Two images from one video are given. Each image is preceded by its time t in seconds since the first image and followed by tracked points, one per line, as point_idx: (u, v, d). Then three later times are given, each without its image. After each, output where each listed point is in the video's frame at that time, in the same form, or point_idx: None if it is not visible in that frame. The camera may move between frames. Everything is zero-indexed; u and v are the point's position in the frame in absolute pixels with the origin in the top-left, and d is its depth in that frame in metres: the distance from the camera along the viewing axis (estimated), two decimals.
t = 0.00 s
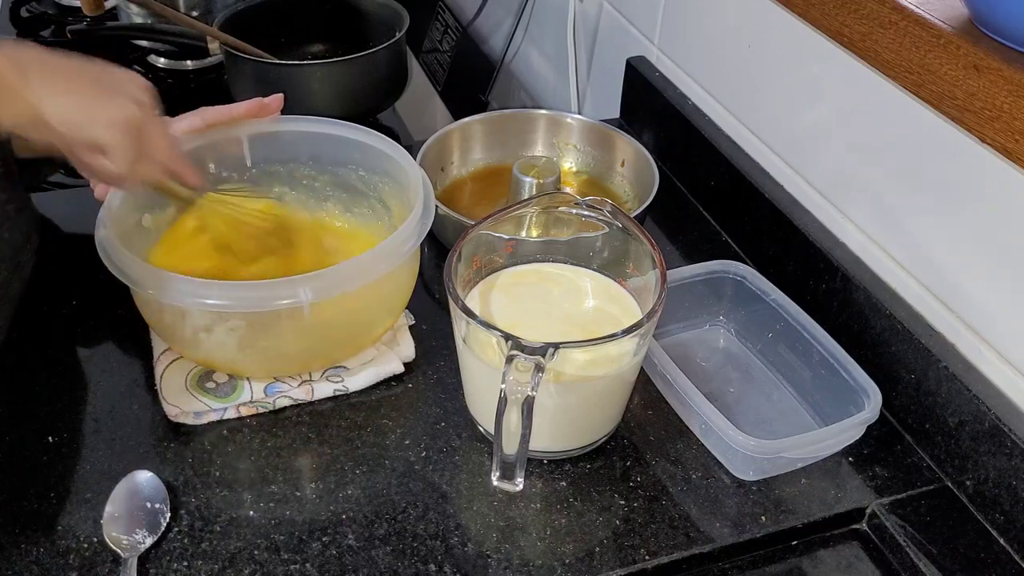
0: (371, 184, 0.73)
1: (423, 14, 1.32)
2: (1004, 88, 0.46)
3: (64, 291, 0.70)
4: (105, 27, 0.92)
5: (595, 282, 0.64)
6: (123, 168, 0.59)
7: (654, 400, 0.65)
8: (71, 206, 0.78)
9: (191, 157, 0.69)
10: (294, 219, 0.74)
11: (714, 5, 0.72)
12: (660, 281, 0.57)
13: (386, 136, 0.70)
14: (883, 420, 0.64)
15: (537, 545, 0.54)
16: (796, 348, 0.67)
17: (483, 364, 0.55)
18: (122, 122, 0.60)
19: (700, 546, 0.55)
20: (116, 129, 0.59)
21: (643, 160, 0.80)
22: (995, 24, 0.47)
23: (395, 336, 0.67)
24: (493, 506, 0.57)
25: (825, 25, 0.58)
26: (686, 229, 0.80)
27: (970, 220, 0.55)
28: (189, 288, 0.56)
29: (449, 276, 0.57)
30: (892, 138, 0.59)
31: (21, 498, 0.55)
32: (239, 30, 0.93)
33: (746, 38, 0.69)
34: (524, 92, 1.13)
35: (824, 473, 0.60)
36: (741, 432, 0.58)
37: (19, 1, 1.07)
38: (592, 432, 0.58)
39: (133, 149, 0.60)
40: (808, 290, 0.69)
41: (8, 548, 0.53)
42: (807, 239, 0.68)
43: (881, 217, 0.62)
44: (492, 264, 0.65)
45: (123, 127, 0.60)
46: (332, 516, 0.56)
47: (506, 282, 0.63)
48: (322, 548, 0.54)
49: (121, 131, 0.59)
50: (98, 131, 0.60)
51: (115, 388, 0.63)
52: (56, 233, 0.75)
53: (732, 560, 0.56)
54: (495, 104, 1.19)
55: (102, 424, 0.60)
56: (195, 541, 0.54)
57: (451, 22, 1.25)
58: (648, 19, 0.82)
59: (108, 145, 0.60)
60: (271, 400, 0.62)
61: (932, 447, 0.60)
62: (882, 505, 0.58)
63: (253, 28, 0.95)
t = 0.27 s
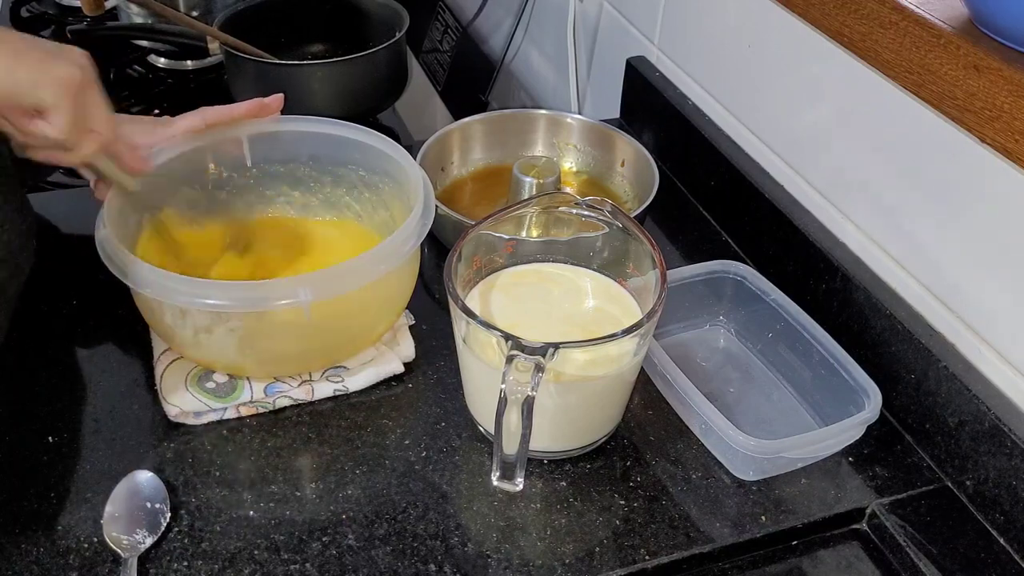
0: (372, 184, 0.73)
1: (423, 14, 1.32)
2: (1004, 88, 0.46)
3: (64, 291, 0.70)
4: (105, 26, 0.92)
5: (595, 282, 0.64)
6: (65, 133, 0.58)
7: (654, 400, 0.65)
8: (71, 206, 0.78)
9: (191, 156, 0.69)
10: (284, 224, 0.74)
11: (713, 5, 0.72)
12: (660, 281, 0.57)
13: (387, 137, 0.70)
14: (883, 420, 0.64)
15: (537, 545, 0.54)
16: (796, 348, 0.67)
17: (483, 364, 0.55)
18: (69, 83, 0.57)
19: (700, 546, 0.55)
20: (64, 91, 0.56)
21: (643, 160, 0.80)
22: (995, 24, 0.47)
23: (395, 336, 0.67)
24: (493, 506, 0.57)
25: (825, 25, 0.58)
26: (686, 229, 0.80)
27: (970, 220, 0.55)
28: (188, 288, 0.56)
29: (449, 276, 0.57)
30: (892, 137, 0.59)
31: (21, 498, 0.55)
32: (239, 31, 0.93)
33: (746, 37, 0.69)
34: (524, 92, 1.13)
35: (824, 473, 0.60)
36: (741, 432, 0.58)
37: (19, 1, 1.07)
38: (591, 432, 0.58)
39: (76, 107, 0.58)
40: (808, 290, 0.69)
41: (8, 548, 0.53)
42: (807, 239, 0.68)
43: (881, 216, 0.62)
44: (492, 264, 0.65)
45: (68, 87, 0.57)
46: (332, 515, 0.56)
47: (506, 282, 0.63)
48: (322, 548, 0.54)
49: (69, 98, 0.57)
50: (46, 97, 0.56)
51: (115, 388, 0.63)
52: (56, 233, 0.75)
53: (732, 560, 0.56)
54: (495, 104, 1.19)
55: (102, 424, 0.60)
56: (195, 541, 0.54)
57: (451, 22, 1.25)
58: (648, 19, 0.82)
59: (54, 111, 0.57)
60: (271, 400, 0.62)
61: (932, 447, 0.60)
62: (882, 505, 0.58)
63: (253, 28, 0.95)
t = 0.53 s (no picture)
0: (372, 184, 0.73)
1: (423, 14, 1.32)
2: (1004, 88, 0.46)
3: (64, 291, 0.70)
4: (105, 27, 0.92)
5: (595, 282, 0.64)
6: (52, 124, 0.51)
7: (654, 400, 0.65)
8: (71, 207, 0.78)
9: (192, 156, 0.69)
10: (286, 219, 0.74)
11: (714, 5, 0.72)
12: (660, 281, 0.57)
13: (387, 137, 0.70)
14: (883, 420, 0.64)
15: (537, 545, 0.54)
16: (796, 348, 0.67)
17: (483, 364, 0.55)
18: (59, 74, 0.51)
19: (700, 546, 0.55)
20: (54, 85, 0.51)
21: (643, 160, 0.80)
22: (995, 24, 0.47)
23: (395, 336, 0.67)
24: (493, 506, 0.57)
25: (825, 25, 0.58)
26: (686, 229, 0.80)
27: (971, 220, 0.55)
28: (188, 289, 0.56)
29: (449, 276, 0.57)
30: (892, 137, 0.59)
31: (21, 498, 0.55)
32: (239, 31, 0.93)
33: (746, 37, 0.69)
34: (524, 92, 1.13)
35: (824, 473, 0.60)
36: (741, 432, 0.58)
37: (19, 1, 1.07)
38: (592, 432, 0.58)
39: (67, 99, 0.52)
40: (808, 290, 0.69)
41: (8, 548, 0.53)
42: (807, 239, 0.68)
43: (881, 216, 0.62)
44: (492, 264, 0.65)
45: (61, 82, 0.51)
46: (332, 515, 0.56)
47: (506, 282, 0.63)
48: (322, 548, 0.54)
49: (60, 86, 0.51)
50: (35, 85, 0.50)
51: (115, 388, 0.63)
52: (56, 233, 0.75)
53: (732, 560, 0.56)
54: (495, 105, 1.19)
55: (102, 424, 0.60)
56: (195, 541, 0.54)
57: (451, 22, 1.25)
58: (648, 19, 0.82)
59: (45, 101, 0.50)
60: (271, 400, 0.62)
61: (932, 447, 0.60)
62: (882, 505, 0.58)
63: (253, 28, 0.95)
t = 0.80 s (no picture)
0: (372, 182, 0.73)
1: (423, 14, 1.32)
2: (1004, 88, 0.46)
3: (64, 291, 0.70)
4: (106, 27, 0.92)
5: (595, 282, 0.64)
6: (56, 130, 0.55)
7: (654, 400, 0.65)
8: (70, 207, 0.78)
9: (192, 155, 0.69)
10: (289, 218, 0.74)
11: (713, 5, 0.72)
12: (660, 281, 0.57)
13: (387, 137, 0.70)
14: (883, 420, 0.64)
15: (537, 545, 0.54)
16: (796, 348, 0.67)
17: (483, 364, 0.55)
18: (64, 80, 0.56)
19: (700, 546, 0.55)
20: (53, 89, 0.55)
21: (643, 160, 0.80)
22: (995, 24, 0.47)
23: (395, 336, 0.67)
24: (493, 506, 0.57)
25: (825, 25, 0.58)
26: (686, 229, 0.80)
27: (971, 219, 0.55)
28: (188, 288, 0.56)
29: (449, 276, 0.57)
30: (892, 136, 0.59)
31: (21, 498, 0.55)
32: (239, 31, 0.93)
33: (746, 37, 0.69)
34: (524, 92, 1.13)
35: (824, 473, 0.60)
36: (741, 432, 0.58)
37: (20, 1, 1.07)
38: (592, 432, 0.58)
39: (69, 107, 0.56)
40: (808, 290, 0.69)
41: (8, 548, 0.53)
42: (807, 239, 0.68)
43: (881, 216, 0.62)
44: (492, 264, 0.65)
45: (63, 86, 0.55)
46: (333, 515, 0.56)
47: (506, 282, 0.63)
48: (322, 548, 0.54)
49: (60, 89, 0.55)
50: (38, 90, 0.54)
51: (115, 388, 0.63)
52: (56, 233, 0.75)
53: (732, 560, 0.56)
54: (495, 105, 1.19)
55: (102, 423, 0.60)
56: (195, 541, 0.54)
57: (451, 22, 1.25)
58: (648, 19, 0.82)
59: (50, 105, 0.55)
60: (271, 400, 0.62)
61: (932, 447, 0.60)
62: (882, 505, 0.58)
63: (253, 28, 0.95)
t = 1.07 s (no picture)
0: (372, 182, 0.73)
1: (423, 14, 1.32)
2: (1004, 88, 0.46)
3: (64, 291, 0.70)
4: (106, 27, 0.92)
5: (595, 282, 0.64)
6: (72, 138, 0.56)
7: (654, 400, 0.65)
8: (70, 207, 0.78)
9: (193, 155, 0.69)
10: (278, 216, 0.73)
11: (713, 5, 0.72)
12: (660, 281, 0.57)
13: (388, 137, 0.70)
14: (883, 420, 0.64)
15: (537, 545, 0.54)
16: (796, 348, 0.67)
17: (483, 364, 0.55)
18: (76, 86, 0.57)
19: (700, 546, 0.55)
20: (70, 95, 0.56)
21: (643, 160, 0.80)
22: (995, 24, 0.47)
23: (395, 336, 0.67)
24: (493, 506, 0.57)
25: (825, 25, 0.58)
26: (686, 229, 0.80)
27: (971, 219, 0.55)
28: (190, 288, 0.56)
29: (449, 276, 0.57)
30: (892, 136, 0.59)
31: (21, 498, 0.55)
32: (239, 31, 0.93)
33: (746, 37, 0.69)
34: (524, 92, 1.13)
35: (824, 473, 0.60)
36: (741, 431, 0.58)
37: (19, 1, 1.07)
38: (592, 432, 0.58)
39: (89, 117, 0.57)
40: (808, 290, 0.69)
41: (8, 548, 0.53)
42: (807, 239, 0.68)
43: (881, 216, 0.62)
44: (492, 264, 0.65)
45: (77, 94, 0.57)
46: (332, 515, 0.56)
47: (506, 282, 0.63)
48: (322, 548, 0.54)
49: (76, 98, 0.56)
50: (53, 98, 0.56)
51: (115, 388, 0.63)
52: (56, 233, 0.75)
53: (732, 560, 0.56)
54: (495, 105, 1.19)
55: (101, 423, 0.60)
56: (195, 541, 0.54)
57: (451, 22, 1.25)
58: (648, 19, 0.82)
59: (65, 112, 0.56)
60: (271, 400, 0.62)
61: (932, 447, 0.60)
62: (882, 505, 0.58)
63: (253, 28, 0.95)
